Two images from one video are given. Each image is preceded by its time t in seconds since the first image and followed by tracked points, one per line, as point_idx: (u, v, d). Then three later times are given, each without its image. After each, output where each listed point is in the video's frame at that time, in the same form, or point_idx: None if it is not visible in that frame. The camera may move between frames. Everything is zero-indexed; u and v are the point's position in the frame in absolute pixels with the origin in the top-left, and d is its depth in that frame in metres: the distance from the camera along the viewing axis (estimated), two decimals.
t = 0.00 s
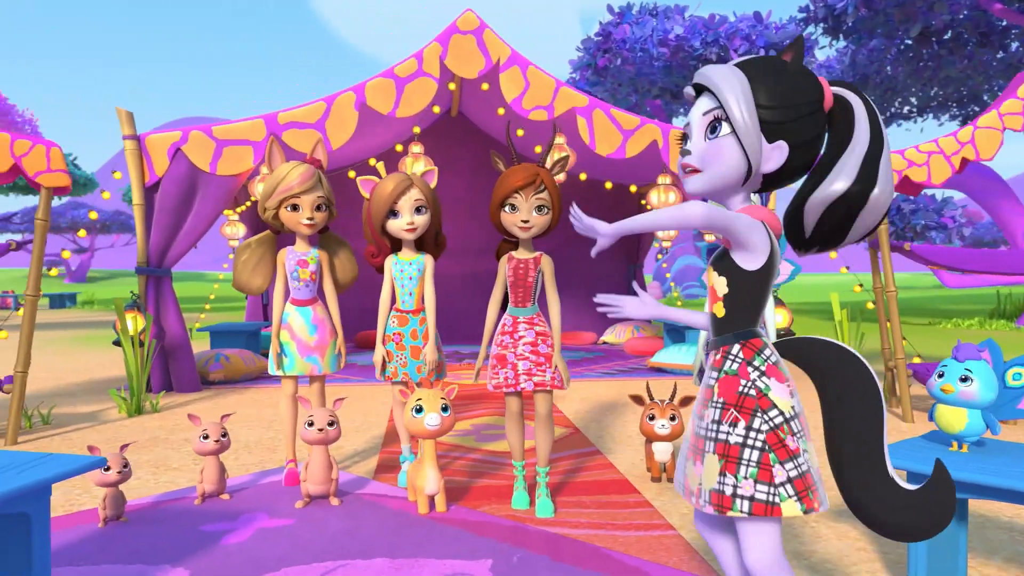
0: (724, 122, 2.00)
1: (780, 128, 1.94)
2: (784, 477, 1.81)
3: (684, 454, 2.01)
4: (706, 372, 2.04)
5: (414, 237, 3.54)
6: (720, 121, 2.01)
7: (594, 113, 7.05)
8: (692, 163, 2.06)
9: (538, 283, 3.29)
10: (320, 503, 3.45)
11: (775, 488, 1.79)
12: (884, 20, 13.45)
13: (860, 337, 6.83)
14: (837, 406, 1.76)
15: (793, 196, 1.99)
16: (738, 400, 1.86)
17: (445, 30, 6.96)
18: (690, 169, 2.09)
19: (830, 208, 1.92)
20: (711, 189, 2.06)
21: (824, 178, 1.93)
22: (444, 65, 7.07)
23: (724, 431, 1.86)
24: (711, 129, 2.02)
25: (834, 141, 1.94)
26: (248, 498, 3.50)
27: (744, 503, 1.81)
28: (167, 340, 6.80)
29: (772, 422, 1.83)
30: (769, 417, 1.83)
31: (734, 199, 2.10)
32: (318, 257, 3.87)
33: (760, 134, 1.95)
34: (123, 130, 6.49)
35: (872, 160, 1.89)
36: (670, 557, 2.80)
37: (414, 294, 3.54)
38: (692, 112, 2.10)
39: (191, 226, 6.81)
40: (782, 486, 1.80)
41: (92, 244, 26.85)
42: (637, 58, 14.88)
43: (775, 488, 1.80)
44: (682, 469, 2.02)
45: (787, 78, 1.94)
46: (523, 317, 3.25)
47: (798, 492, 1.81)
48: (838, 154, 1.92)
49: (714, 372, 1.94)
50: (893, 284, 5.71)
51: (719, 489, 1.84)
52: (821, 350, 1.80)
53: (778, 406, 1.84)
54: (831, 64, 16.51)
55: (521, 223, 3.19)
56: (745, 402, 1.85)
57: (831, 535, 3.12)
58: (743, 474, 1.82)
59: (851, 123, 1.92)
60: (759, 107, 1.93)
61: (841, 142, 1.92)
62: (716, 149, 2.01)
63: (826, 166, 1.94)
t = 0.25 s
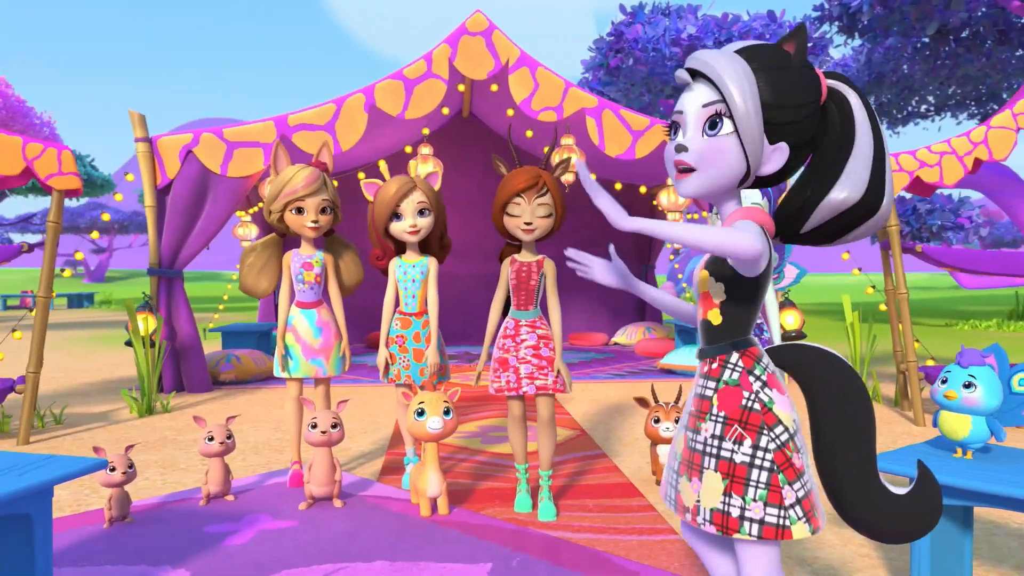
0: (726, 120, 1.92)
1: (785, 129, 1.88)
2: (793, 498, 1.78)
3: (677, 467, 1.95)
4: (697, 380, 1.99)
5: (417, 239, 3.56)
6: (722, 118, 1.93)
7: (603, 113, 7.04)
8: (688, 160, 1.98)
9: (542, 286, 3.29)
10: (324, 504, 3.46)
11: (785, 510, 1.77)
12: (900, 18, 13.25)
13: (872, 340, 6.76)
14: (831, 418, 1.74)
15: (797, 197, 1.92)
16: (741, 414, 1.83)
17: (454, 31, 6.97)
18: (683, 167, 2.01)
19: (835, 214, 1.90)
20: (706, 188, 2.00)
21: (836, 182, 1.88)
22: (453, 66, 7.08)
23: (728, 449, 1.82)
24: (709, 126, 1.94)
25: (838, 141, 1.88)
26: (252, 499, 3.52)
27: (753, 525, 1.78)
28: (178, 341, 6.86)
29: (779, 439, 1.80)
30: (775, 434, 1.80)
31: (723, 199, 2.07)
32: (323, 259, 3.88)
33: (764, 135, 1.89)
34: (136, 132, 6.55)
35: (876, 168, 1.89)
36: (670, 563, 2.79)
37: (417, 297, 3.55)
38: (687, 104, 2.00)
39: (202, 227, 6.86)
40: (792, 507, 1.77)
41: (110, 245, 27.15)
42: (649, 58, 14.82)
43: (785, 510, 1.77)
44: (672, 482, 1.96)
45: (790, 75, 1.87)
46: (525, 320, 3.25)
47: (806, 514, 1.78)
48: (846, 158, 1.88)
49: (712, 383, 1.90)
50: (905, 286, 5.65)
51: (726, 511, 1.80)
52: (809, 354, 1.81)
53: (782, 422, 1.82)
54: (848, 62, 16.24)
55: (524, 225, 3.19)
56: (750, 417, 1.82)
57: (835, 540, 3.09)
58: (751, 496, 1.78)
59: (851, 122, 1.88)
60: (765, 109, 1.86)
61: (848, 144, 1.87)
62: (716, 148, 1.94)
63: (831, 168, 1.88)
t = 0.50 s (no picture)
0: (732, 116, 1.81)
1: (790, 128, 1.81)
2: (795, 516, 1.70)
3: (667, 481, 1.87)
4: (687, 390, 1.91)
5: (420, 241, 3.55)
6: (727, 113, 1.81)
7: (612, 114, 7.03)
8: (689, 158, 1.85)
9: (543, 289, 3.29)
10: (327, 506, 3.48)
11: (786, 529, 1.69)
12: (916, 16, 13.00)
13: (883, 342, 6.70)
14: (826, 427, 1.72)
15: (798, 201, 1.86)
16: (739, 428, 1.75)
17: (463, 33, 6.97)
18: (681, 163, 1.88)
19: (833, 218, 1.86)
20: (703, 187, 1.89)
21: (836, 186, 1.84)
22: (462, 67, 7.08)
23: (726, 465, 1.74)
24: (712, 123, 1.83)
25: (835, 141, 1.83)
26: (257, 500, 3.55)
27: (754, 545, 1.70)
28: (189, 341, 6.91)
29: (779, 455, 1.73)
30: (775, 449, 1.73)
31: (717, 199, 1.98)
32: (328, 262, 3.90)
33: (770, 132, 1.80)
34: (148, 134, 6.61)
35: (872, 171, 1.86)
36: (671, 568, 2.78)
37: (420, 299, 3.55)
38: (686, 96, 1.87)
39: (213, 229, 6.91)
40: (793, 526, 1.70)
41: (128, 245, 27.44)
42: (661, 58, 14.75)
43: (786, 528, 1.70)
44: (662, 497, 1.88)
45: (794, 70, 1.80)
46: (527, 323, 3.25)
47: (807, 530, 1.71)
48: (844, 160, 1.84)
49: (706, 395, 1.82)
50: (916, 288, 5.59)
51: (725, 529, 1.72)
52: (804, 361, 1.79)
53: (782, 436, 1.74)
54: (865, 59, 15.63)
55: (526, 228, 3.18)
56: (749, 432, 1.74)
57: (839, 545, 3.06)
58: (752, 515, 1.70)
59: (846, 121, 1.84)
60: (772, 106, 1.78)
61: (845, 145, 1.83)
62: (720, 146, 1.82)
63: (829, 171, 1.84)
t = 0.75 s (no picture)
0: (746, 116, 1.77)
1: (799, 128, 1.80)
2: (796, 536, 1.67)
3: (657, 496, 1.81)
4: (682, 403, 1.85)
5: (424, 244, 3.55)
6: (740, 113, 1.77)
7: (621, 115, 7.01)
8: (703, 160, 1.80)
9: (545, 291, 3.28)
10: (330, 507, 3.49)
11: (788, 550, 1.66)
12: (932, 13, 12.68)
13: (895, 344, 6.63)
14: (823, 440, 1.73)
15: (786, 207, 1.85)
16: (742, 445, 1.71)
17: (472, 34, 6.97)
18: (692, 166, 1.82)
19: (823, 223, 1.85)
20: (715, 192, 1.84)
21: (826, 192, 1.82)
22: (471, 69, 7.08)
23: (728, 483, 1.70)
24: (724, 124, 1.78)
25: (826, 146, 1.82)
26: (261, 501, 3.57)
27: (754, 566, 1.66)
28: (200, 341, 6.96)
29: (782, 473, 1.69)
30: (778, 467, 1.69)
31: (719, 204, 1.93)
32: (331, 264, 3.91)
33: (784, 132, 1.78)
34: (159, 137, 6.67)
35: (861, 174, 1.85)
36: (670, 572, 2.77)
37: (424, 301, 3.54)
38: (695, 96, 1.81)
39: (222, 232, 6.93)
40: (795, 546, 1.67)
41: (144, 245, 27.73)
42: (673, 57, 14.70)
43: (789, 548, 1.66)
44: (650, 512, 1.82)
45: (798, 70, 1.78)
46: (529, 326, 3.24)
47: (808, 549, 1.69)
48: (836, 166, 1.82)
49: (706, 410, 1.77)
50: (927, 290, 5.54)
51: (724, 550, 1.68)
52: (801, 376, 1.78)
53: (784, 454, 1.71)
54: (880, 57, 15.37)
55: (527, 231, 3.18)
56: (752, 449, 1.70)
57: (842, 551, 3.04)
58: (754, 536, 1.66)
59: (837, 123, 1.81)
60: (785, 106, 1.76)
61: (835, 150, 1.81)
62: (735, 147, 1.77)
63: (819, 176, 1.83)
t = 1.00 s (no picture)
0: (735, 118, 1.77)
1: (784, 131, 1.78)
2: (795, 549, 1.65)
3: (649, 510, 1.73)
4: (675, 414, 1.80)
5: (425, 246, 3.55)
6: (729, 114, 1.77)
7: (629, 115, 6.99)
8: (696, 163, 1.79)
9: (546, 293, 3.27)
10: (333, 509, 3.50)
11: (789, 563, 1.63)
12: (947, 11, 12.39)
13: (905, 345, 6.57)
14: (806, 453, 1.76)
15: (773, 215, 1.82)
16: (744, 458, 1.68)
17: (480, 35, 6.96)
18: (684, 170, 1.81)
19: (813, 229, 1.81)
20: (707, 194, 1.83)
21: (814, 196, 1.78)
22: (479, 70, 7.07)
23: (730, 496, 1.65)
24: (713, 125, 1.78)
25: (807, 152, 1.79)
26: (264, 502, 3.59)
27: None
28: (209, 342, 7.01)
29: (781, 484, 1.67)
30: (777, 480, 1.67)
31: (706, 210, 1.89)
32: (334, 267, 3.92)
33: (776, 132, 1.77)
34: (169, 139, 6.72)
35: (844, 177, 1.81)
36: None
37: (426, 304, 3.55)
38: (679, 101, 1.81)
39: (231, 233, 6.96)
40: (795, 559, 1.64)
41: (160, 245, 27.97)
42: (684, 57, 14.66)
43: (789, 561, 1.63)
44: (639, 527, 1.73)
45: (777, 70, 1.78)
46: (530, 329, 3.23)
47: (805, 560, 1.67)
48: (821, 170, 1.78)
49: (705, 423, 1.73)
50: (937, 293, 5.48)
51: (726, 564, 1.62)
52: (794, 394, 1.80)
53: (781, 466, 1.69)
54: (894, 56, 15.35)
55: (527, 233, 3.17)
56: (753, 462, 1.67)
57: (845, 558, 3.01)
58: (758, 550, 1.62)
59: (812, 130, 1.79)
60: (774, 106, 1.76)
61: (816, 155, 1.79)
62: (727, 147, 1.77)
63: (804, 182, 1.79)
